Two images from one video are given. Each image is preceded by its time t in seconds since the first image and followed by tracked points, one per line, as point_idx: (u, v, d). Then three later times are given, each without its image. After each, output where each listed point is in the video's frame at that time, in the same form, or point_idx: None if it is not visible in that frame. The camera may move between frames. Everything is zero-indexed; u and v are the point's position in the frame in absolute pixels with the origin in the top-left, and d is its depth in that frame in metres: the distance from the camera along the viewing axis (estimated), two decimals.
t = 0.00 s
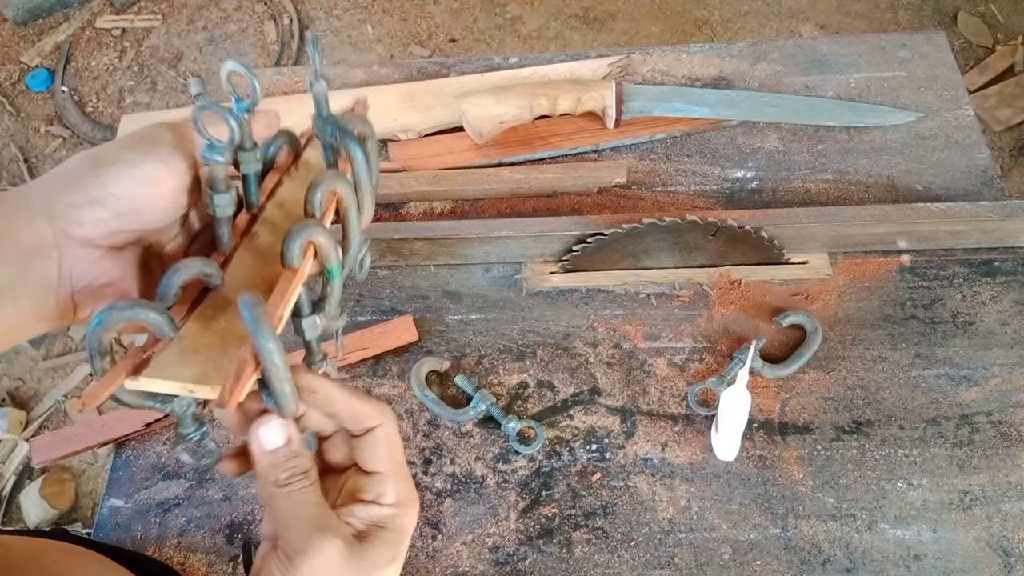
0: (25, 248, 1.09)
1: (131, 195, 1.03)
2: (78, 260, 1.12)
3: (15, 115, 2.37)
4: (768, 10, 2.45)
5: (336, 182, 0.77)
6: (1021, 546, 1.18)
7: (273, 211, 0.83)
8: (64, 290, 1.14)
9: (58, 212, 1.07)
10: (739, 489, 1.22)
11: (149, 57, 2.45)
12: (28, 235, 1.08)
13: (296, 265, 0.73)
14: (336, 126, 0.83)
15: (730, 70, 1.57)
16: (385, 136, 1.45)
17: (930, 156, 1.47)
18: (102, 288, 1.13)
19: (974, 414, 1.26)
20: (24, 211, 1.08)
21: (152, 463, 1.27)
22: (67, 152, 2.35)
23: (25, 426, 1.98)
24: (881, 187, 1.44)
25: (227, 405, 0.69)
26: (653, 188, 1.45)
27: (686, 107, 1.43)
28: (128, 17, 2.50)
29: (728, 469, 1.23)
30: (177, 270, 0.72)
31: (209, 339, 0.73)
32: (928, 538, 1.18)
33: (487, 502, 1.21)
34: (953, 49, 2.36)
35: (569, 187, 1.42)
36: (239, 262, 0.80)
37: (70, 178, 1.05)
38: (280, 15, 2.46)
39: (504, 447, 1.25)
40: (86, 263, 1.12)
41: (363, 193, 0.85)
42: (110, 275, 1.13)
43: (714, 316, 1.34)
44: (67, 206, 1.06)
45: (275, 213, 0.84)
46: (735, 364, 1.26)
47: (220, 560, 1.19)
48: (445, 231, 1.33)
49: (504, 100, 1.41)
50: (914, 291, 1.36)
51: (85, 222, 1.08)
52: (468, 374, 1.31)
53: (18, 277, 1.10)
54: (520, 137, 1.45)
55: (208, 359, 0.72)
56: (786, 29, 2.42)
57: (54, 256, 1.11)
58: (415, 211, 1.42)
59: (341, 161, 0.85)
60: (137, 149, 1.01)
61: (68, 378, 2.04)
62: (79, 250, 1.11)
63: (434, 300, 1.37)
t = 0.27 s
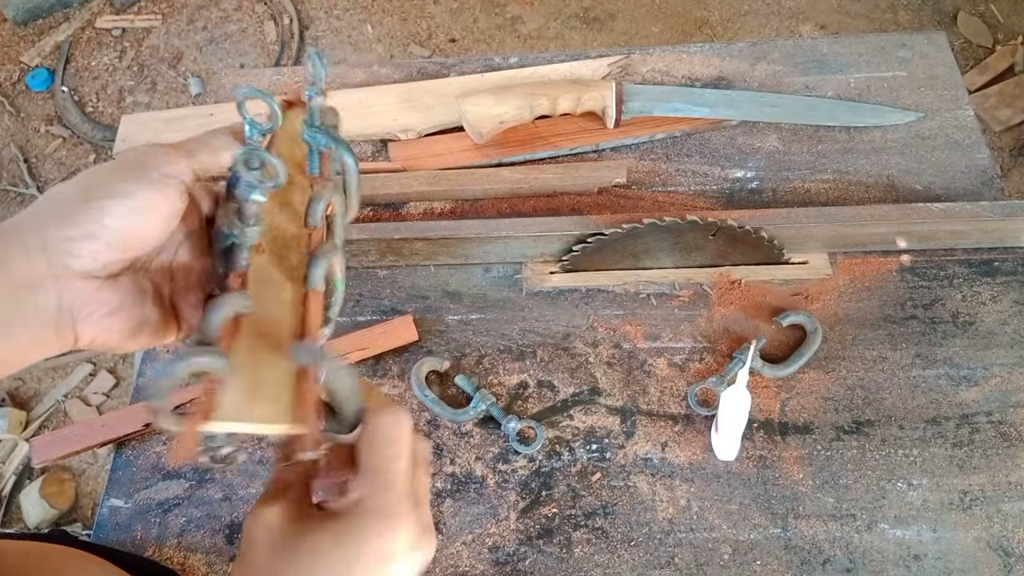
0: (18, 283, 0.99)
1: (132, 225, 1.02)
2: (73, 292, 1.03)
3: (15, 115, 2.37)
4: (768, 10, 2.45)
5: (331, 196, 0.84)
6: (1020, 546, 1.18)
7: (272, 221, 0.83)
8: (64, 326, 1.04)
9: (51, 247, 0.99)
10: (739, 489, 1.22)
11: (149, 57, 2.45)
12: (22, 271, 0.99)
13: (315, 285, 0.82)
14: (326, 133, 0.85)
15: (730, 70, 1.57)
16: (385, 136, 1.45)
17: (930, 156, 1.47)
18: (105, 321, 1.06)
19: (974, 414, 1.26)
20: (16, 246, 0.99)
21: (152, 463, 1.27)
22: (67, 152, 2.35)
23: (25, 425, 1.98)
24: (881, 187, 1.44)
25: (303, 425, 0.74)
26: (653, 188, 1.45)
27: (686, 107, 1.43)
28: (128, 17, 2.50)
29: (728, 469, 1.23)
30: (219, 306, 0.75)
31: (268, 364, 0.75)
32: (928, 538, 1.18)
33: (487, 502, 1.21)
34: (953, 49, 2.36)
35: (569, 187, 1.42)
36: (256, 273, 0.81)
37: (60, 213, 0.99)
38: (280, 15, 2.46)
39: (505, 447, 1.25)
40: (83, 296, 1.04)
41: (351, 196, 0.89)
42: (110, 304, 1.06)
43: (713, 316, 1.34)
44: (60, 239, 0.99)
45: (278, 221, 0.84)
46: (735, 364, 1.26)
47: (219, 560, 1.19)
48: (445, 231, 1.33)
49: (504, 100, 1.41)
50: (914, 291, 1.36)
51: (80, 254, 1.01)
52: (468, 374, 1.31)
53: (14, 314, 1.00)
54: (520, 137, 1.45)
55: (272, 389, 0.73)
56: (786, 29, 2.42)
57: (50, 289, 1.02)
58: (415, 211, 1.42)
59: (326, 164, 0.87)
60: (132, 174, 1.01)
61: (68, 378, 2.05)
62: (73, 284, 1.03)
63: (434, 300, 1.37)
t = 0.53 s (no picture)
0: (41, 276, 1.01)
1: (152, 224, 1.02)
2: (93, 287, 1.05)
3: (15, 116, 2.38)
4: (768, 10, 2.45)
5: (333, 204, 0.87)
6: (1020, 546, 1.18)
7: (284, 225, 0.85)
8: (82, 319, 1.06)
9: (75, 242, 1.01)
10: (739, 490, 1.22)
11: (149, 57, 2.45)
12: (47, 263, 1.00)
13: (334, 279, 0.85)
14: (332, 147, 0.87)
15: (730, 70, 1.57)
16: (384, 136, 1.45)
17: (930, 156, 1.47)
18: (121, 315, 1.08)
19: (974, 414, 1.26)
20: (40, 241, 1.00)
21: (152, 463, 1.27)
22: (67, 152, 2.35)
23: (25, 425, 1.98)
24: (881, 187, 1.44)
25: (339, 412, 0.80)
26: (653, 188, 1.45)
27: (686, 107, 1.43)
28: (128, 17, 2.49)
29: (728, 470, 1.23)
30: (245, 290, 0.76)
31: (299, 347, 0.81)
32: (928, 538, 1.18)
33: (487, 502, 1.21)
34: (953, 49, 2.36)
35: (569, 187, 1.41)
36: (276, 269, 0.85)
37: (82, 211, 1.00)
38: (279, 15, 2.46)
39: (505, 447, 1.25)
40: (103, 289, 1.06)
41: (358, 208, 0.91)
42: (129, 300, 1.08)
43: (713, 316, 1.34)
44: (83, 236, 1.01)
45: (292, 227, 0.89)
46: (735, 364, 1.26)
47: (219, 560, 1.19)
48: (445, 231, 1.33)
49: (504, 100, 1.41)
50: (914, 291, 1.36)
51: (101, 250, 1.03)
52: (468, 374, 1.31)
53: (36, 308, 1.01)
54: (520, 137, 1.45)
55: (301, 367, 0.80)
56: (786, 29, 2.42)
57: (72, 284, 1.03)
58: (415, 211, 1.42)
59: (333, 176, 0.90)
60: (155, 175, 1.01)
61: (68, 379, 2.04)
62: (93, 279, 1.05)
63: (434, 300, 1.37)
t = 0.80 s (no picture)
0: (35, 267, 1.02)
1: (148, 217, 1.02)
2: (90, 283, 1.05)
3: (15, 116, 2.38)
4: (768, 10, 2.45)
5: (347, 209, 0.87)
6: (1020, 546, 1.18)
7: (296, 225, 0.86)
8: (77, 313, 1.06)
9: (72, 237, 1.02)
10: (739, 490, 1.22)
11: (149, 57, 2.45)
12: (42, 255, 1.02)
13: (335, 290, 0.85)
14: (351, 148, 0.88)
15: (730, 70, 1.57)
16: (384, 136, 1.45)
17: (930, 156, 1.47)
18: (116, 311, 1.07)
19: (974, 414, 1.26)
20: (35, 233, 1.02)
21: (152, 463, 1.27)
22: (67, 152, 2.35)
23: (25, 425, 1.98)
24: (881, 187, 1.44)
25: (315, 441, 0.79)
26: (653, 188, 1.45)
27: (686, 107, 1.43)
28: (128, 17, 2.49)
29: (728, 470, 1.23)
30: (238, 299, 0.76)
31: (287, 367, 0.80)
32: (928, 538, 1.19)
33: (487, 502, 1.21)
34: (953, 49, 2.36)
35: (569, 187, 1.41)
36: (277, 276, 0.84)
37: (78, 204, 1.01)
38: (279, 15, 2.46)
39: (505, 447, 1.25)
40: (98, 285, 1.06)
41: (373, 210, 0.92)
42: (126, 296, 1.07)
43: (713, 316, 1.34)
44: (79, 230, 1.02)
45: (302, 230, 0.88)
46: (735, 364, 1.26)
47: (219, 560, 1.19)
48: (445, 231, 1.33)
49: (504, 100, 1.41)
50: (914, 291, 1.36)
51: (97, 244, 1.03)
52: (468, 374, 1.31)
53: (31, 300, 1.03)
54: (520, 137, 1.45)
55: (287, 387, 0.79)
56: (786, 29, 2.42)
57: (68, 278, 1.04)
58: (415, 211, 1.42)
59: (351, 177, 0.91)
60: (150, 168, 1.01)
61: (68, 378, 2.04)
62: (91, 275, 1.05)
63: (434, 300, 1.37)
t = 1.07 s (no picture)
0: (39, 268, 1.02)
1: (153, 216, 1.02)
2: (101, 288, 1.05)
3: (15, 115, 2.38)
4: (768, 10, 2.45)
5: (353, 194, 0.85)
6: (1021, 546, 1.18)
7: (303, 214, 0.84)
8: (82, 314, 1.06)
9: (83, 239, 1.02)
10: (739, 490, 1.22)
11: (149, 57, 2.45)
12: (46, 255, 1.01)
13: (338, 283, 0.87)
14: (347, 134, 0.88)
15: (730, 70, 1.57)
16: (384, 136, 1.45)
17: (930, 156, 1.47)
18: (122, 313, 1.06)
19: (974, 414, 1.26)
20: (39, 233, 1.01)
21: (152, 463, 1.27)
22: (67, 152, 2.35)
23: (25, 425, 1.98)
24: (881, 187, 1.44)
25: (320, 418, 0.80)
26: (654, 188, 1.45)
27: (686, 107, 1.43)
28: (128, 17, 2.49)
29: (728, 470, 1.23)
30: (243, 293, 0.75)
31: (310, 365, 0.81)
32: (928, 538, 1.19)
33: (487, 503, 1.21)
34: (953, 49, 2.36)
35: (569, 187, 1.42)
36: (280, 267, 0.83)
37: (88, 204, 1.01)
38: (279, 14, 2.46)
39: (505, 447, 1.25)
40: (103, 286, 1.05)
41: (370, 200, 0.91)
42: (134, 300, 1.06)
43: (713, 316, 1.34)
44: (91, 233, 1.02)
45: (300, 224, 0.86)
46: (735, 364, 1.26)
47: (219, 560, 1.19)
48: (445, 231, 1.33)
49: (504, 100, 1.41)
50: (914, 291, 1.36)
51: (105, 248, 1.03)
52: (468, 374, 1.31)
53: (36, 303, 1.03)
54: (520, 137, 1.45)
55: (289, 384, 0.78)
56: (786, 29, 2.42)
57: (76, 280, 1.04)
58: (415, 211, 1.43)
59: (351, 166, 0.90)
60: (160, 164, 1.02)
61: (68, 378, 2.04)
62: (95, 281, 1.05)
63: (434, 300, 1.37)
